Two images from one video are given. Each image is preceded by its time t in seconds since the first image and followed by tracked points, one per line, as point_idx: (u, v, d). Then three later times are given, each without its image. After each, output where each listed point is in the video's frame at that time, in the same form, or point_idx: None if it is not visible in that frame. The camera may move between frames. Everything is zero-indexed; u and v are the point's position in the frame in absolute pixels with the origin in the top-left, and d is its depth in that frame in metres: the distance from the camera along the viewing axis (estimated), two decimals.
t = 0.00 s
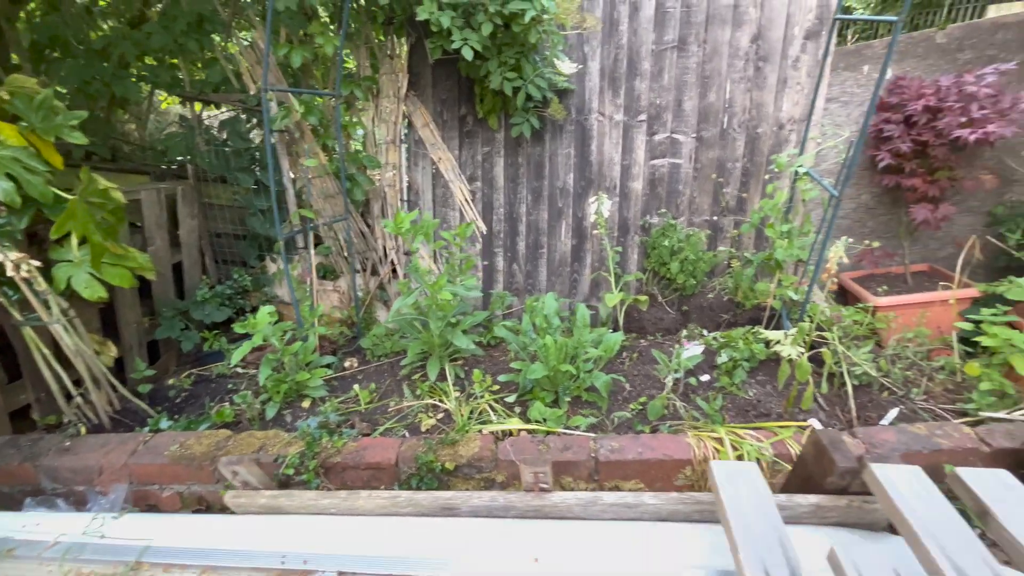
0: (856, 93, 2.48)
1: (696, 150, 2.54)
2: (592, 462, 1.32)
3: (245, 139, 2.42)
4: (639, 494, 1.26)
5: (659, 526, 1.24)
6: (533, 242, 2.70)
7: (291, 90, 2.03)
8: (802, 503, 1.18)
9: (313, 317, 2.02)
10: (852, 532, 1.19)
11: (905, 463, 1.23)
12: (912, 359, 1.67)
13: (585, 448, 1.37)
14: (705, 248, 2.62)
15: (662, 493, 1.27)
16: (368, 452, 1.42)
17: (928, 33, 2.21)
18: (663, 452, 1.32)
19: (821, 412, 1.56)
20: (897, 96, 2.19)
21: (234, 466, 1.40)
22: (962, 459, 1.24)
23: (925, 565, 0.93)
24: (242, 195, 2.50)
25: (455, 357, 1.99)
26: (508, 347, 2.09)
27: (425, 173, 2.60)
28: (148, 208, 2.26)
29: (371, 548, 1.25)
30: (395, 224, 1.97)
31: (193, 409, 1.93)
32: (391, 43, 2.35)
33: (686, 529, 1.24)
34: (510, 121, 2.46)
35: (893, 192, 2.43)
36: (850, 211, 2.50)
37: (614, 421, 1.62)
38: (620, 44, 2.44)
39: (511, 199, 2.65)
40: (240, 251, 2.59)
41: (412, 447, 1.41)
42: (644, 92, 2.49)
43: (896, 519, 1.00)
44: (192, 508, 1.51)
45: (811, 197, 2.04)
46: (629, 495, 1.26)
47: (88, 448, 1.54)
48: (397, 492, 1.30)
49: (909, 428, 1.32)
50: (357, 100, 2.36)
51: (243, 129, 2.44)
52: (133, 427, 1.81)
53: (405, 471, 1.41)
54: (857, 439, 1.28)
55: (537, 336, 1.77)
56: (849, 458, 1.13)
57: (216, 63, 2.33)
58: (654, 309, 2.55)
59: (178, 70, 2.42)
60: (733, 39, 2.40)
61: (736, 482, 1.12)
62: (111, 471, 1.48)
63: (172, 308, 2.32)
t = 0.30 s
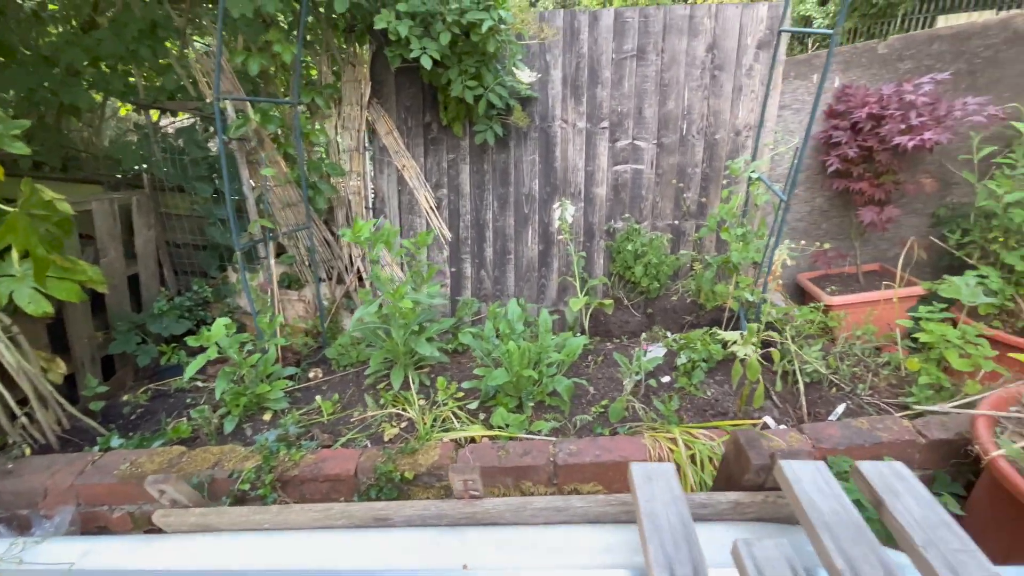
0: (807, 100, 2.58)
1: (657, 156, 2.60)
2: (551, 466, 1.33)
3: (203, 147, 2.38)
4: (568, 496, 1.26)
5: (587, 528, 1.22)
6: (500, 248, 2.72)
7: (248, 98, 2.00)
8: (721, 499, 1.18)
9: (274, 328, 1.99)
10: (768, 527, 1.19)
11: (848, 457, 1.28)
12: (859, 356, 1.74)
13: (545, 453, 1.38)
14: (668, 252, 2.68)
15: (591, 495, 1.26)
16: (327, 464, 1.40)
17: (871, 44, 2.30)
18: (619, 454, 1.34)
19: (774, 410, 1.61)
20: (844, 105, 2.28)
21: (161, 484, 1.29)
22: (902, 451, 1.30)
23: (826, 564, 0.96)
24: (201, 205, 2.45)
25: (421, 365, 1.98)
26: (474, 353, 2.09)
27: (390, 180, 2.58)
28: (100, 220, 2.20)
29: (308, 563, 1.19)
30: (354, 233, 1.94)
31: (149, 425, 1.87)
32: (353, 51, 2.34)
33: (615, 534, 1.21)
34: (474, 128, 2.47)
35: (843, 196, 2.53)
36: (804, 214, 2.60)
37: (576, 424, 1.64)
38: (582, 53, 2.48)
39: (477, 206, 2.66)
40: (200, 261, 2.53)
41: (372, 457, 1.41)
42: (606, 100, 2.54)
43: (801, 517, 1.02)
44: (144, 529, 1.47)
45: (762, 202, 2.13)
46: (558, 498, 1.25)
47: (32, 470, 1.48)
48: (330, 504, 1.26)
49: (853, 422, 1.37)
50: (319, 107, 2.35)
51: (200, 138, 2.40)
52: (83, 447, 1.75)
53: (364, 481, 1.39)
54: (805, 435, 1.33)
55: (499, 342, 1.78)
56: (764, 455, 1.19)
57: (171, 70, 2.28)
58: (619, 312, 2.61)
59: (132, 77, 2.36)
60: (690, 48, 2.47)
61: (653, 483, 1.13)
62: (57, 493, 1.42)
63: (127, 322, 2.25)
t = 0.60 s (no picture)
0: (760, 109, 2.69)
1: (618, 162, 2.66)
2: (509, 468, 1.35)
3: (157, 153, 2.32)
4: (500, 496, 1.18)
5: (511, 526, 1.14)
6: (467, 254, 2.73)
7: (203, 104, 1.97)
8: (644, 493, 1.14)
9: (232, 336, 1.95)
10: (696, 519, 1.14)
11: (792, 450, 1.34)
12: (807, 353, 1.82)
13: (503, 456, 1.40)
14: (631, 256, 2.75)
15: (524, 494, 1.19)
16: (283, 474, 1.39)
17: (816, 56, 2.42)
18: (575, 454, 1.37)
19: (727, 407, 1.67)
20: (793, 114, 2.38)
21: (88, 497, 1.28)
22: (842, 443, 1.36)
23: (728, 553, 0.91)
24: (156, 212, 2.38)
25: (385, 372, 1.97)
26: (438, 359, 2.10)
27: (354, 187, 2.56)
28: (46, 229, 2.12)
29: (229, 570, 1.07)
30: (312, 240, 1.95)
31: (98, 441, 1.81)
32: (314, 57, 2.33)
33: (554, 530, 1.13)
34: (438, 135, 2.49)
35: (796, 200, 2.63)
36: (760, 218, 2.69)
37: (536, 426, 1.66)
38: (543, 61, 2.53)
39: (443, 212, 2.67)
40: (156, 270, 2.47)
41: (329, 466, 1.40)
42: (568, 108, 2.59)
43: (709, 509, 0.99)
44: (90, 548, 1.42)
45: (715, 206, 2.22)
46: (491, 497, 1.17)
47: None
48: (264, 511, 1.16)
49: (797, 417, 1.43)
50: (279, 114, 2.33)
51: (154, 144, 2.34)
52: (26, 465, 1.70)
53: (321, 491, 1.38)
54: (752, 431, 1.39)
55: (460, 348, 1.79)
56: (682, 449, 1.21)
57: (123, 74, 2.22)
58: (585, 315, 2.66)
59: (81, 79, 2.28)
60: (648, 57, 2.54)
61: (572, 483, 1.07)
62: None
63: (77, 333, 2.18)
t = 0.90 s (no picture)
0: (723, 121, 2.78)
1: (587, 171, 2.72)
2: (473, 476, 1.37)
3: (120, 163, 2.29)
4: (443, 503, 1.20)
5: (457, 532, 1.16)
6: (439, 263, 2.74)
7: (167, 114, 1.96)
8: (581, 496, 1.18)
9: (196, 348, 1.93)
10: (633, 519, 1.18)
11: (746, 452, 1.40)
12: (765, 357, 1.89)
13: (468, 464, 1.42)
14: (601, 263, 2.80)
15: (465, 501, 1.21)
16: (246, 487, 1.39)
17: (773, 72, 2.53)
18: (538, 460, 1.40)
19: (689, 411, 1.72)
20: (753, 126, 2.47)
21: (31, 514, 1.26)
22: (794, 443, 1.42)
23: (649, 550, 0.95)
24: (119, 223, 2.34)
25: (355, 382, 1.97)
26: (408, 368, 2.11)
27: (325, 196, 2.56)
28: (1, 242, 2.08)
29: None
30: (276, 252, 1.97)
31: (56, 458, 1.77)
32: (283, 68, 2.33)
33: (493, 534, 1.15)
34: (408, 145, 2.51)
35: (758, 208, 2.73)
36: (724, 226, 2.78)
37: (504, 434, 1.69)
38: (513, 74, 2.57)
39: (415, 221, 2.68)
40: (120, 281, 2.42)
41: (293, 478, 1.40)
42: (537, 119, 2.64)
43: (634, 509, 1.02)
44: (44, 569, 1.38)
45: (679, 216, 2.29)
46: (434, 504, 1.19)
47: None
48: (213, 523, 1.15)
49: (752, 419, 1.49)
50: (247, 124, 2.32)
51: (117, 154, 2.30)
52: None
53: (285, 503, 1.38)
54: (710, 433, 1.44)
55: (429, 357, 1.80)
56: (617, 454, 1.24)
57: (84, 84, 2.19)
58: (557, 322, 2.71)
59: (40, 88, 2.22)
60: (614, 71, 2.61)
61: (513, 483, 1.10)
62: None
63: (35, 347, 2.15)
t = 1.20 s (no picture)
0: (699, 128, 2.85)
1: (567, 178, 2.77)
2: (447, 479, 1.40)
3: (98, 170, 2.29)
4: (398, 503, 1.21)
5: (419, 531, 1.17)
6: (421, 268, 2.77)
7: (146, 123, 1.97)
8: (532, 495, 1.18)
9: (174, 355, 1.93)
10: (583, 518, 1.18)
11: (714, 451, 1.44)
12: (737, 359, 1.94)
13: (443, 466, 1.45)
14: (581, 268, 2.84)
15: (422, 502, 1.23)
16: (222, 493, 1.41)
17: (747, 81, 2.60)
18: (511, 463, 1.43)
19: (662, 413, 1.77)
20: (727, 134, 2.53)
21: None
22: (759, 443, 1.47)
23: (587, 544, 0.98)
24: (98, 230, 2.34)
25: (335, 388, 1.99)
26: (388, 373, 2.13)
27: (307, 203, 2.57)
28: None
29: None
30: (254, 260, 1.97)
31: (31, 467, 1.76)
32: (264, 75, 2.35)
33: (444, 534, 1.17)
34: (389, 152, 2.53)
35: (734, 213, 2.80)
36: (702, 231, 2.84)
37: (480, 437, 1.71)
38: (493, 82, 2.61)
39: (396, 227, 2.70)
40: (99, 288, 2.41)
41: (268, 483, 1.42)
42: (517, 126, 2.68)
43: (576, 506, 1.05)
44: None
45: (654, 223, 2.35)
46: (390, 505, 1.21)
47: None
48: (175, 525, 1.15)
49: (720, 420, 1.54)
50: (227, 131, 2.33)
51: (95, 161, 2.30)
52: None
53: (260, 508, 1.40)
54: (679, 434, 1.48)
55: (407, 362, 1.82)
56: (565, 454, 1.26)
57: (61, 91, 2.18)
58: (538, 326, 2.75)
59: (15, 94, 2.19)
60: (592, 79, 2.66)
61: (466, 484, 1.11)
62: None
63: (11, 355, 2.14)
